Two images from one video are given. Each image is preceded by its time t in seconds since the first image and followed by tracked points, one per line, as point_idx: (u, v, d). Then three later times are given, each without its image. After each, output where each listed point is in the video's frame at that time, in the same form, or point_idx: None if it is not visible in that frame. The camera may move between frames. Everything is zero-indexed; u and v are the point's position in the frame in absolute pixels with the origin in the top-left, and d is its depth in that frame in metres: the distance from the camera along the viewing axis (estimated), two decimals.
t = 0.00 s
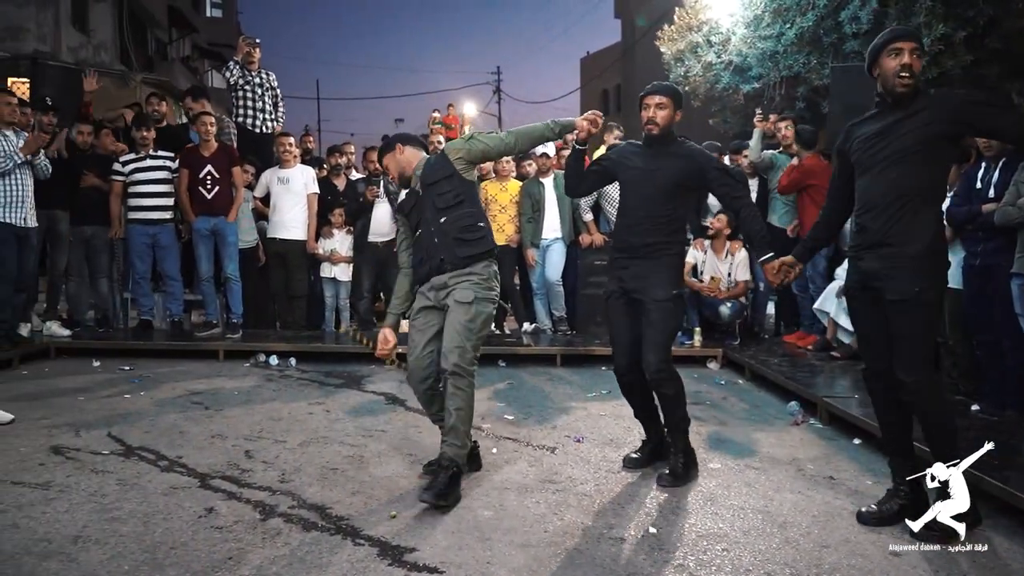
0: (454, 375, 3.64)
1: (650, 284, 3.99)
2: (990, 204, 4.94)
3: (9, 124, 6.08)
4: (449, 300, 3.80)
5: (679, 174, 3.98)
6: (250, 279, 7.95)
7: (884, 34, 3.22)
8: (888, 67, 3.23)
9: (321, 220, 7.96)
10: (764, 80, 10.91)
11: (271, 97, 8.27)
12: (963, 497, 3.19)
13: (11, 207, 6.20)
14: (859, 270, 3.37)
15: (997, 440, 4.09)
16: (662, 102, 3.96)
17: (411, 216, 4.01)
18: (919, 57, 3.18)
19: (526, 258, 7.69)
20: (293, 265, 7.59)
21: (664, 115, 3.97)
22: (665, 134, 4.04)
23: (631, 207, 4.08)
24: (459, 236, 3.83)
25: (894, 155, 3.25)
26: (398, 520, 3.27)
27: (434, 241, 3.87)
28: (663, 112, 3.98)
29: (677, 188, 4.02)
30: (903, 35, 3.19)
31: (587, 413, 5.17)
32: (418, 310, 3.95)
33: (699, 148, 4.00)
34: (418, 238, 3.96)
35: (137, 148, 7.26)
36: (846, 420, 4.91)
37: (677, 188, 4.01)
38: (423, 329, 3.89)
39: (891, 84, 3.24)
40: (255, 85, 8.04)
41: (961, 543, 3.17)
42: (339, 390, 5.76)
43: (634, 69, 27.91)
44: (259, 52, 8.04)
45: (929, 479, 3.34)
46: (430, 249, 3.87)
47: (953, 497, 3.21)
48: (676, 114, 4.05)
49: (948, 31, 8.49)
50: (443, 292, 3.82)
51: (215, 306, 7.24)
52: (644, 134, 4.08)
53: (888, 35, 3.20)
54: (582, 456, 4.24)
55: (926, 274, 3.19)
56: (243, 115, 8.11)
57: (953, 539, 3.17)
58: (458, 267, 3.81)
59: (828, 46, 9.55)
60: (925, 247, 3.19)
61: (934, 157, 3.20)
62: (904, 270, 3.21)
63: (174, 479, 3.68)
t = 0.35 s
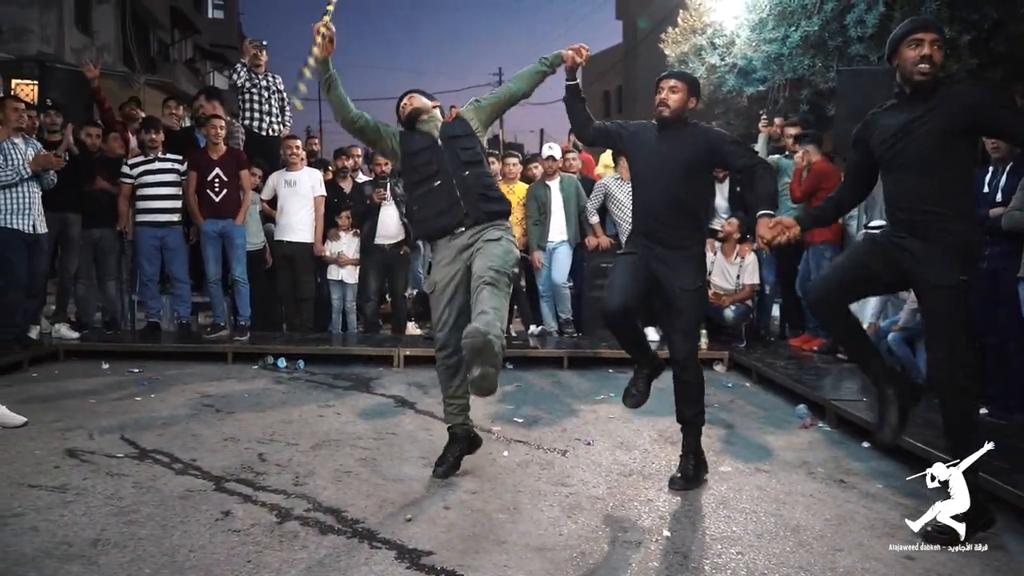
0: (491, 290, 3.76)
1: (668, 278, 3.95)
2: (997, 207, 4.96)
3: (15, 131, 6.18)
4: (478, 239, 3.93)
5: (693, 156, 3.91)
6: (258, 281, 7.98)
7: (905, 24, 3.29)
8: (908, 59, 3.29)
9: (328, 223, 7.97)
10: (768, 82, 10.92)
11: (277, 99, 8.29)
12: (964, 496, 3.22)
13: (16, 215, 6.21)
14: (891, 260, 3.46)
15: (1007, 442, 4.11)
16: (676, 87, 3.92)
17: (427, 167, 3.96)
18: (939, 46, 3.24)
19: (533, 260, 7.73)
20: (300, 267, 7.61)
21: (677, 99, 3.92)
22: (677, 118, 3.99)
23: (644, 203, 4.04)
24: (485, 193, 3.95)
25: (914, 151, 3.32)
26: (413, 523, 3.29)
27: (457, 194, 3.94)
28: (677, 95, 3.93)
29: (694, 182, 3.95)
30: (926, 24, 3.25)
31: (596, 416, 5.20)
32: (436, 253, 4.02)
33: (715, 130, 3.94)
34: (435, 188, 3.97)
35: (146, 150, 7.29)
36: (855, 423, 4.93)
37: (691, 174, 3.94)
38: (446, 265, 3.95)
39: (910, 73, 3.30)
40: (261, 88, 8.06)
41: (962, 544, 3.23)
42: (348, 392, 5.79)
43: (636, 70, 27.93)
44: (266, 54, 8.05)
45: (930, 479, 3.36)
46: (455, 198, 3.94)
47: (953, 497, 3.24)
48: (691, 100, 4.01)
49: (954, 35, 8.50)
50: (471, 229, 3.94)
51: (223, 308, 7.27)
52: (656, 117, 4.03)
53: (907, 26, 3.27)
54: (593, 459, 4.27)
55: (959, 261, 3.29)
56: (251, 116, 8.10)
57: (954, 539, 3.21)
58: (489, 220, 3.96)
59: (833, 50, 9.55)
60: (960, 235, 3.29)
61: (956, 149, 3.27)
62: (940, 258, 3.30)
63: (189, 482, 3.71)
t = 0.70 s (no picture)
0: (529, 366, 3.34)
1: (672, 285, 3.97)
2: (1003, 211, 5.02)
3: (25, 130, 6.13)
4: (505, 311, 3.52)
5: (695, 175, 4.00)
6: (264, 283, 7.99)
7: (923, 32, 3.35)
8: (926, 64, 3.33)
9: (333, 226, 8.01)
10: (771, 85, 10.96)
11: (284, 102, 8.29)
12: (963, 497, 3.41)
13: (19, 215, 6.14)
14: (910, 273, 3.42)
15: (1016, 446, 4.16)
16: (680, 105, 4.00)
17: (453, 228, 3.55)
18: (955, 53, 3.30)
19: (539, 263, 7.74)
20: (306, 269, 7.62)
21: (682, 117, 4.00)
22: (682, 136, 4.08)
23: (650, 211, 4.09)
24: (506, 264, 3.54)
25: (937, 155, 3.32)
26: (434, 527, 3.32)
27: (477, 265, 3.52)
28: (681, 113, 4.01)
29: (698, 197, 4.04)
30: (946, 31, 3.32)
31: (606, 419, 5.23)
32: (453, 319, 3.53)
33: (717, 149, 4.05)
34: (457, 250, 3.56)
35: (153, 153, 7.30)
36: (864, 426, 4.97)
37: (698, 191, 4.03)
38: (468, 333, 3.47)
39: (925, 79, 3.35)
40: (269, 91, 8.07)
41: (961, 544, 3.27)
42: (358, 396, 5.81)
43: (635, 72, 27.96)
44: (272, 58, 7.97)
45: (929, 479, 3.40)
46: (472, 262, 3.53)
47: (953, 498, 3.42)
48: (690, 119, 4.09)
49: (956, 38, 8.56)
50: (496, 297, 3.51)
51: (229, 311, 7.27)
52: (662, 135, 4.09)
53: (927, 33, 3.31)
54: (606, 463, 4.30)
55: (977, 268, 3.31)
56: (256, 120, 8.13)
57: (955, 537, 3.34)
58: (512, 292, 3.55)
59: (837, 53, 9.59)
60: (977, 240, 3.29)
61: (975, 158, 3.30)
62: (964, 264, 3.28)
63: (208, 486, 3.72)
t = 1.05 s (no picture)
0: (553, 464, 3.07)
1: (671, 309, 4.13)
2: (983, 216, 5.16)
3: (14, 134, 6.11)
4: (519, 416, 3.34)
5: (677, 204, 4.10)
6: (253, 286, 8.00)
7: (915, 57, 3.42)
8: (915, 88, 3.43)
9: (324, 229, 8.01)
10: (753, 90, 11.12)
11: (272, 106, 8.30)
12: (964, 497, 3.36)
13: (12, 218, 6.12)
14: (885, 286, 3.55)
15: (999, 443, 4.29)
16: (639, 155, 4.11)
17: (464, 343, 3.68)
18: (947, 81, 3.36)
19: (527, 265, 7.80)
20: (296, 273, 7.64)
21: (641, 166, 4.11)
22: (644, 180, 4.19)
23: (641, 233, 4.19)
24: (514, 370, 3.54)
25: (920, 178, 3.44)
26: (438, 528, 3.38)
27: (485, 368, 3.54)
28: (637, 163, 4.13)
29: (684, 226, 4.12)
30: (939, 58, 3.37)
31: (599, 420, 5.32)
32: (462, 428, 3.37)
33: (687, 177, 4.14)
34: (468, 363, 3.60)
35: (143, 158, 7.30)
36: (851, 425, 5.09)
37: (682, 214, 4.12)
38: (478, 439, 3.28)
39: (916, 104, 3.45)
40: (258, 94, 8.08)
41: (961, 544, 3.34)
42: (352, 399, 5.85)
43: (615, 74, 28.14)
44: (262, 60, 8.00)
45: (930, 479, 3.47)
46: (481, 369, 3.54)
47: (953, 498, 3.39)
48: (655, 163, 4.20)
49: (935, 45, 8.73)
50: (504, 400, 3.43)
51: (219, 314, 7.27)
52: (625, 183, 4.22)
53: (918, 58, 3.39)
54: (603, 463, 4.38)
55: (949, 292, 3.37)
56: (246, 124, 8.13)
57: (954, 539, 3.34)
58: (523, 398, 3.46)
59: (819, 59, 9.75)
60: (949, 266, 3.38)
61: (957, 183, 3.40)
62: (933, 284, 3.38)
63: (211, 489, 3.76)
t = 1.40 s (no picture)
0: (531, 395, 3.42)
1: (637, 281, 4.24)
2: (932, 217, 5.45)
3: None
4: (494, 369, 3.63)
5: (652, 177, 4.25)
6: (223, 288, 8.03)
7: (858, 56, 3.64)
8: (859, 86, 3.66)
9: (293, 231, 8.15)
10: (712, 94, 11.42)
11: (241, 109, 8.34)
12: (963, 498, 3.56)
13: None
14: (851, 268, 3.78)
15: (948, 432, 4.56)
16: (624, 119, 4.21)
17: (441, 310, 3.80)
18: (888, 78, 3.58)
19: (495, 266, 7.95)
20: (267, 274, 7.70)
21: (626, 130, 4.22)
22: (626, 146, 4.32)
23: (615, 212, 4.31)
24: (491, 333, 3.75)
25: (870, 170, 3.66)
26: (422, 517, 3.52)
27: (464, 335, 3.74)
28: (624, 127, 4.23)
29: (658, 200, 4.26)
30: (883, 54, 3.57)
31: (570, 415, 5.49)
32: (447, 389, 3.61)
33: (667, 149, 4.28)
34: (447, 326, 3.79)
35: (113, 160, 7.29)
36: (809, 416, 5.34)
37: (660, 186, 4.25)
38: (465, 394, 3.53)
39: (862, 100, 3.68)
40: (227, 96, 8.11)
41: (960, 544, 3.38)
42: (327, 397, 5.95)
43: (576, 76, 28.42)
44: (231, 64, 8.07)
45: (929, 480, 3.61)
46: (461, 335, 3.74)
47: (953, 498, 3.56)
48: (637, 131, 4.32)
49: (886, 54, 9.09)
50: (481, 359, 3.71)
51: (191, 316, 7.30)
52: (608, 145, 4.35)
53: (859, 57, 3.61)
54: (576, 456, 4.55)
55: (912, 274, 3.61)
56: (215, 122, 8.10)
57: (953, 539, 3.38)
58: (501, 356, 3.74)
59: (776, 64, 10.05)
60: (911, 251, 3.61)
61: (904, 171, 3.62)
62: (893, 266, 3.62)
63: (197, 486, 3.85)
